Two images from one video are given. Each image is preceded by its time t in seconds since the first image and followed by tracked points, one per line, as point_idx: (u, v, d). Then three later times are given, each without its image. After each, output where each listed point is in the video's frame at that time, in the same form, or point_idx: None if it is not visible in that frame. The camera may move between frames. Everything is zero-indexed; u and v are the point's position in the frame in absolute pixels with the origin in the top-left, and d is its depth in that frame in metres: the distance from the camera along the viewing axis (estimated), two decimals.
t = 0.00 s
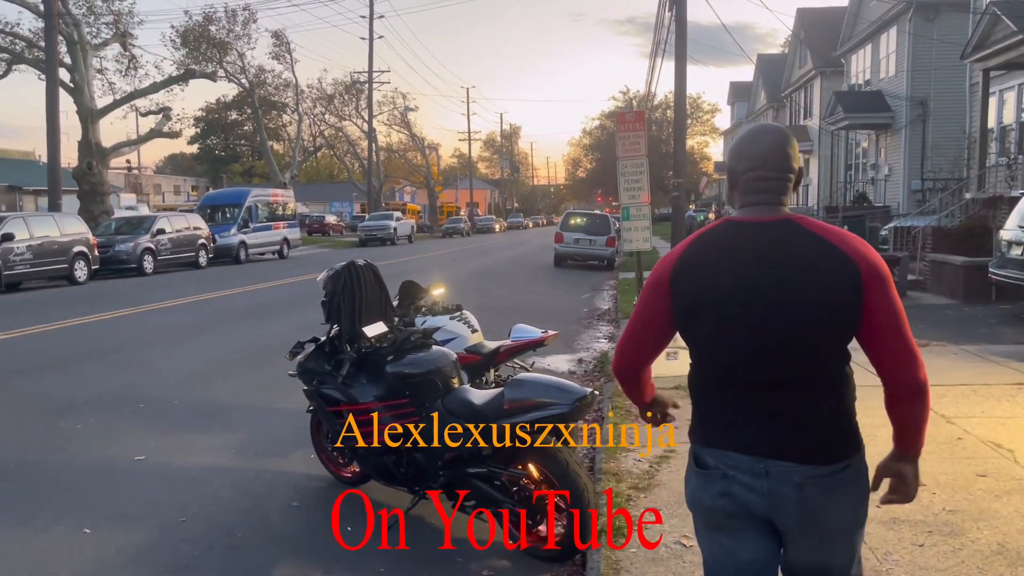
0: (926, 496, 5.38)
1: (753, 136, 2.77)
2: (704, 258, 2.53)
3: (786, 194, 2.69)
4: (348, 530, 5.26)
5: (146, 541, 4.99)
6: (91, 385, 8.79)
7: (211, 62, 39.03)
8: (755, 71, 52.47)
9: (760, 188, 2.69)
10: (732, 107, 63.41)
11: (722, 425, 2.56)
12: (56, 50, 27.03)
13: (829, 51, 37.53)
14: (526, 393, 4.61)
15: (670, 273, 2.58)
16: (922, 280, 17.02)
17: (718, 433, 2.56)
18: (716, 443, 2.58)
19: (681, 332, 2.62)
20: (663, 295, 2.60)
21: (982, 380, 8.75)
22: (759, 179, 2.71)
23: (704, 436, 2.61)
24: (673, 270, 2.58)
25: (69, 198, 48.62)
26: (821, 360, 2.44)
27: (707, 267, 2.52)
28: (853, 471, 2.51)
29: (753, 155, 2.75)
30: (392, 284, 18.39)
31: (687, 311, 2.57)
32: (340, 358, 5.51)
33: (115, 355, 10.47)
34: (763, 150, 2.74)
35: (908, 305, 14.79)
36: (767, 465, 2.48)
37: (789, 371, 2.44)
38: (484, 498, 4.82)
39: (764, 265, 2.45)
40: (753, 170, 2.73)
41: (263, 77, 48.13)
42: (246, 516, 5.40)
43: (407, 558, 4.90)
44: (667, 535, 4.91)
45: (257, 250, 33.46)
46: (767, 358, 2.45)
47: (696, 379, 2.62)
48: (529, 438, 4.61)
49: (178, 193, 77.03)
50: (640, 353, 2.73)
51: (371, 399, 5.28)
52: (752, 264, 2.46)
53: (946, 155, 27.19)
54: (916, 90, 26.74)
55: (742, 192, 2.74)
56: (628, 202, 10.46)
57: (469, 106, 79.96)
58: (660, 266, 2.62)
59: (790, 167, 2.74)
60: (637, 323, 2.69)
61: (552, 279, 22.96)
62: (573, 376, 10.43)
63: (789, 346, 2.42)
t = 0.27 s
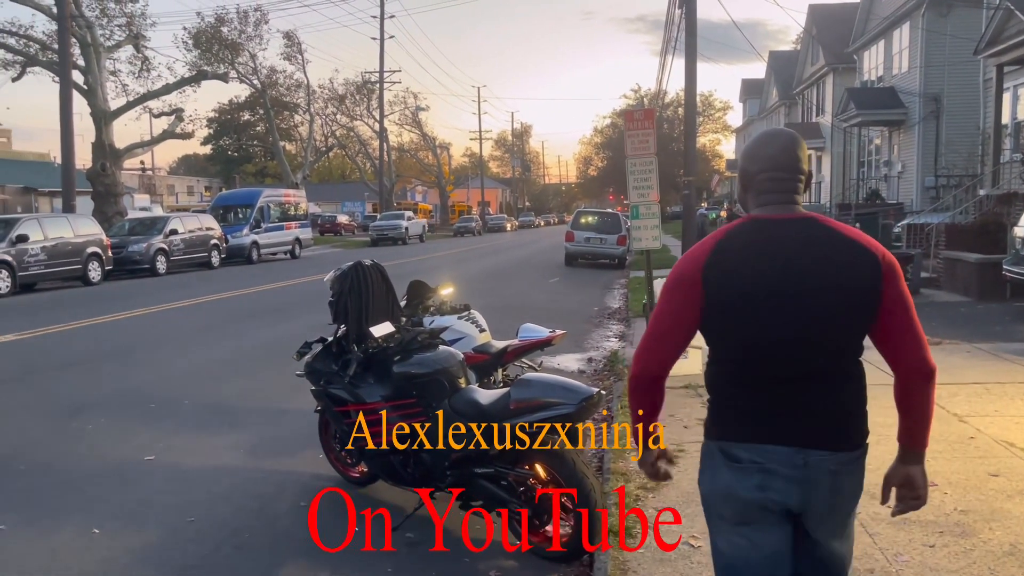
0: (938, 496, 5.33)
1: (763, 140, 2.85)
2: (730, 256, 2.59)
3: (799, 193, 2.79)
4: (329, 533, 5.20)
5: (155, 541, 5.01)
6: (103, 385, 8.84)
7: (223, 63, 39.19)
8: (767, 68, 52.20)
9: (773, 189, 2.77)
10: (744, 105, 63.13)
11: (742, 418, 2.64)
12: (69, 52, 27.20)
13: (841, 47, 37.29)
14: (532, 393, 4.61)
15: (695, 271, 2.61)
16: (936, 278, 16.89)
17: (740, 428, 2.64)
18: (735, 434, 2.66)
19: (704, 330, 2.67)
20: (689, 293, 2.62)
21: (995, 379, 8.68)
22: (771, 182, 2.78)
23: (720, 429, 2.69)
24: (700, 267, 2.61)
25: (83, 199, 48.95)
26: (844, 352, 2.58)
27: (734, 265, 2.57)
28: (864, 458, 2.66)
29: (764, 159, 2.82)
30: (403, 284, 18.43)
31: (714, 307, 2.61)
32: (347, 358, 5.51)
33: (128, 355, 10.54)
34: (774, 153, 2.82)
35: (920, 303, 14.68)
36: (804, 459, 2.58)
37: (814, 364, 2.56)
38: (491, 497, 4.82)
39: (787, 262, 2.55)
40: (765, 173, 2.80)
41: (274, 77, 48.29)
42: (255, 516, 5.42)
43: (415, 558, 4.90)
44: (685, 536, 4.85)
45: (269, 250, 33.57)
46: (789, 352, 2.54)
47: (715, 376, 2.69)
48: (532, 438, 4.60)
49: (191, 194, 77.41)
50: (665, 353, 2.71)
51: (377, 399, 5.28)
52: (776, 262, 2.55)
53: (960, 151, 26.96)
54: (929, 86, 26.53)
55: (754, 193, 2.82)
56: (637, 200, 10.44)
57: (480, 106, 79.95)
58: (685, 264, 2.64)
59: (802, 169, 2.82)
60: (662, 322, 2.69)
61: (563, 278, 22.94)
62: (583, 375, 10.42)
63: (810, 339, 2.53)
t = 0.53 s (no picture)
0: (943, 495, 5.27)
1: (768, 137, 2.81)
2: (766, 253, 2.53)
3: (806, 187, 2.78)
4: (302, 534, 5.13)
5: (154, 541, 5.00)
6: (108, 384, 8.86)
7: (232, 63, 39.30)
8: (777, 64, 51.93)
9: (786, 185, 2.74)
10: (754, 101, 62.83)
11: (762, 412, 2.62)
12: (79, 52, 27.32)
13: (851, 43, 37.05)
14: (532, 392, 4.56)
15: (734, 264, 2.53)
16: (946, 274, 16.74)
17: (756, 424, 2.62)
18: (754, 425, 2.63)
19: (737, 327, 2.59)
20: (725, 286, 2.54)
21: (1004, 377, 8.59)
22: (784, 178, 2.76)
23: (735, 420, 2.68)
24: (740, 260, 2.53)
25: (95, 199, 49.20)
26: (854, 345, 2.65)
27: (772, 261, 2.53)
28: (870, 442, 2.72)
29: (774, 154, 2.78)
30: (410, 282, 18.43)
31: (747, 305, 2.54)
32: (346, 357, 5.49)
33: (135, 354, 10.57)
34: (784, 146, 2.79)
35: (930, 300, 14.56)
36: (836, 445, 2.61)
37: (833, 364, 2.59)
38: (490, 496, 4.79)
39: (817, 262, 2.56)
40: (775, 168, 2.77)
41: (284, 77, 48.39)
42: (254, 515, 5.41)
43: (413, 558, 4.88)
44: (692, 537, 4.81)
45: (278, 249, 33.65)
46: (810, 349, 2.56)
47: (739, 370, 2.65)
48: (530, 442, 4.54)
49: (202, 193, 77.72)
50: (697, 350, 2.57)
51: (376, 397, 5.27)
52: (805, 260, 2.56)
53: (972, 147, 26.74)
54: (940, 81, 26.33)
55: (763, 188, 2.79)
56: (642, 197, 10.38)
57: (490, 104, 79.90)
58: (720, 256, 2.55)
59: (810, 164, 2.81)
60: (693, 317, 2.57)
61: (572, 276, 22.89)
62: (588, 373, 10.38)
63: (831, 337, 2.57)
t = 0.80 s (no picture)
0: (941, 493, 5.21)
1: (757, 129, 2.76)
2: (786, 248, 2.49)
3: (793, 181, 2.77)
4: (284, 534, 5.11)
5: (146, 539, 5.00)
6: (109, 382, 8.88)
7: (241, 60, 39.38)
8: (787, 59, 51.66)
9: (779, 179, 2.70)
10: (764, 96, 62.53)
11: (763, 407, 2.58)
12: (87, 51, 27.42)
13: (861, 37, 36.81)
14: (523, 390, 4.54)
15: (759, 259, 2.46)
16: (954, 270, 16.60)
17: (758, 422, 2.59)
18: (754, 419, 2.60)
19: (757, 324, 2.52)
20: (748, 281, 2.45)
21: (1008, 374, 8.51)
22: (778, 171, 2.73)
23: (733, 415, 2.64)
24: (764, 257, 2.46)
25: (105, 197, 49.44)
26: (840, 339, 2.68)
27: (791, 256, 2.48)
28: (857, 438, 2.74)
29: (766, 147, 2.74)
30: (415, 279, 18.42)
31: (768, 301, 2.48)
32: (339, 354, 5.47)
33: (138, 351, 10.60)
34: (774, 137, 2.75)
35: (936, 296, 14.45)
36: (833, 444, 2.61)
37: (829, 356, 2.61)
38: (482, 495, 4.75)
39: (824, 258, 2.57)
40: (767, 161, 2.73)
41: (293, 74, 48.47)
42: (247, 513, 5.40)
43: (404, 557, 4.86)
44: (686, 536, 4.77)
45: (286, 246, 33.72)
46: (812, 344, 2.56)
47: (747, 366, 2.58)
48: (521, 442, 4.51)
49: (213, 191, 77.99)
50: (725, 350, 2.46)
51: (368, 395, 5.25)
52: (814, 253, 2.55)
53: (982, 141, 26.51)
54: (950, 75, 26.13)
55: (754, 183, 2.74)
56: (643, 194, 10.33)
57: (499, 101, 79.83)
58: (741, 252, 2.47)
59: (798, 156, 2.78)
60: (719, 314, 2.46)
61: (578, 272, 22.85)
62: (590, 370, 10.34)
63: (827, 332, 2.60)
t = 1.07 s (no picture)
0: (944, 490, 5.16)
1: (743, 120, 2.74)
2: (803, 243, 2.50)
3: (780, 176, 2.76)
4: (279, 531, 5.10)
5: (147, 534, 5.03)
6: (116, 377, 8.93)
7: (253, 56, 39.48)
8: (801, 53, 51.31)
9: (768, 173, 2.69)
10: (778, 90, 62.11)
11: (768, 410, 2.60)
12: (100, 48, 27.57)
13: (875, 30, 36.50)
14: (521, 387, 4.52)
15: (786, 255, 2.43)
16: (967, 265, 16.44)
17: (770, 423, 2.60)
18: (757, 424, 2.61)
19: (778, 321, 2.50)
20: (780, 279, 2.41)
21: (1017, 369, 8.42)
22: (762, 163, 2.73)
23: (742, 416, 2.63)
24: (778, 249, 2.44)
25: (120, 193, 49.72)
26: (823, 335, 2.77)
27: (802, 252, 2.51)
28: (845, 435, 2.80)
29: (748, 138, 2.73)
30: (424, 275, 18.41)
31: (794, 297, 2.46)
32: (339, 350, 5.47)
33: (147, 347, 10.66)
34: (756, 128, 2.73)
35: (948, 291, 14.31)
36: (827, 443, 2.65)
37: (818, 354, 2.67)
38: (480, 491, 4.72)
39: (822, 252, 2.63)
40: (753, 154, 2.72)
41: (305, 70, 48.57)
42: (248, 508, 5.42)
43: (404, 553, 4.84)
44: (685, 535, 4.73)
45: (298, 242, 33.83)
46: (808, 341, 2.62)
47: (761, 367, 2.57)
48: (518, 440, 4.50)
49: (226, 187, 78.40)
50: (764, 349, 2.38)
51: (366, 391, 5.24)
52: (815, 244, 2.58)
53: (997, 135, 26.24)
54: (964, 68, 25.88)
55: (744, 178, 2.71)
56: (649, 188, 10.27)
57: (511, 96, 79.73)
58: (755, 247, 2.43)
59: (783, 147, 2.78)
60: (749, 311, 2.40)
61: (589, 268, 22.79)
62: (596, 365, 10.32)
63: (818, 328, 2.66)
